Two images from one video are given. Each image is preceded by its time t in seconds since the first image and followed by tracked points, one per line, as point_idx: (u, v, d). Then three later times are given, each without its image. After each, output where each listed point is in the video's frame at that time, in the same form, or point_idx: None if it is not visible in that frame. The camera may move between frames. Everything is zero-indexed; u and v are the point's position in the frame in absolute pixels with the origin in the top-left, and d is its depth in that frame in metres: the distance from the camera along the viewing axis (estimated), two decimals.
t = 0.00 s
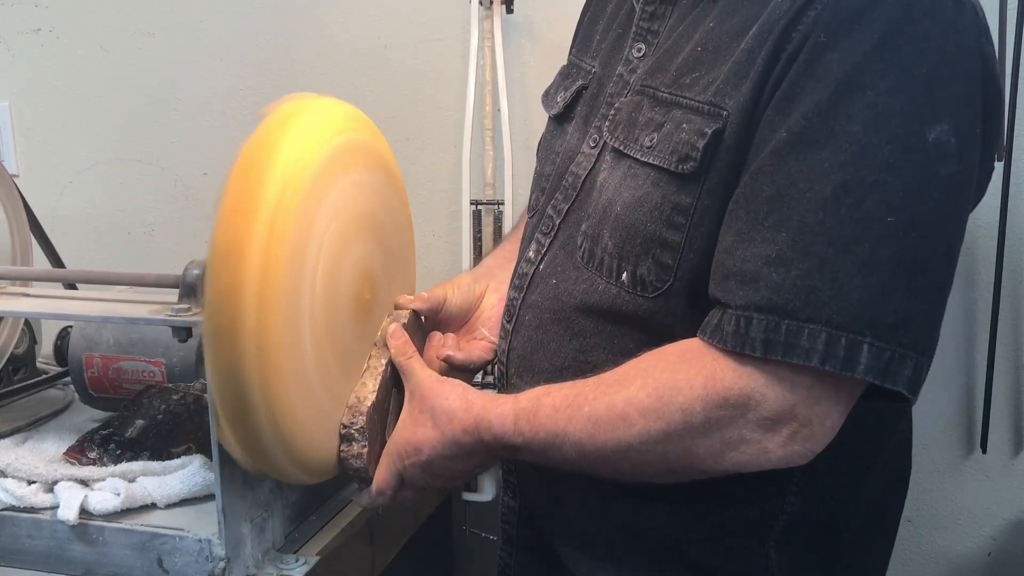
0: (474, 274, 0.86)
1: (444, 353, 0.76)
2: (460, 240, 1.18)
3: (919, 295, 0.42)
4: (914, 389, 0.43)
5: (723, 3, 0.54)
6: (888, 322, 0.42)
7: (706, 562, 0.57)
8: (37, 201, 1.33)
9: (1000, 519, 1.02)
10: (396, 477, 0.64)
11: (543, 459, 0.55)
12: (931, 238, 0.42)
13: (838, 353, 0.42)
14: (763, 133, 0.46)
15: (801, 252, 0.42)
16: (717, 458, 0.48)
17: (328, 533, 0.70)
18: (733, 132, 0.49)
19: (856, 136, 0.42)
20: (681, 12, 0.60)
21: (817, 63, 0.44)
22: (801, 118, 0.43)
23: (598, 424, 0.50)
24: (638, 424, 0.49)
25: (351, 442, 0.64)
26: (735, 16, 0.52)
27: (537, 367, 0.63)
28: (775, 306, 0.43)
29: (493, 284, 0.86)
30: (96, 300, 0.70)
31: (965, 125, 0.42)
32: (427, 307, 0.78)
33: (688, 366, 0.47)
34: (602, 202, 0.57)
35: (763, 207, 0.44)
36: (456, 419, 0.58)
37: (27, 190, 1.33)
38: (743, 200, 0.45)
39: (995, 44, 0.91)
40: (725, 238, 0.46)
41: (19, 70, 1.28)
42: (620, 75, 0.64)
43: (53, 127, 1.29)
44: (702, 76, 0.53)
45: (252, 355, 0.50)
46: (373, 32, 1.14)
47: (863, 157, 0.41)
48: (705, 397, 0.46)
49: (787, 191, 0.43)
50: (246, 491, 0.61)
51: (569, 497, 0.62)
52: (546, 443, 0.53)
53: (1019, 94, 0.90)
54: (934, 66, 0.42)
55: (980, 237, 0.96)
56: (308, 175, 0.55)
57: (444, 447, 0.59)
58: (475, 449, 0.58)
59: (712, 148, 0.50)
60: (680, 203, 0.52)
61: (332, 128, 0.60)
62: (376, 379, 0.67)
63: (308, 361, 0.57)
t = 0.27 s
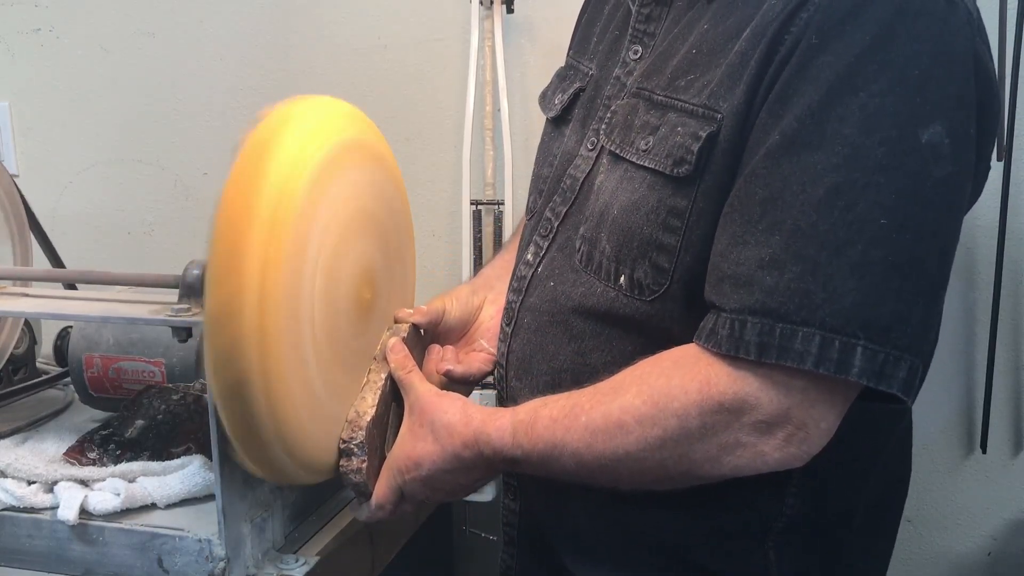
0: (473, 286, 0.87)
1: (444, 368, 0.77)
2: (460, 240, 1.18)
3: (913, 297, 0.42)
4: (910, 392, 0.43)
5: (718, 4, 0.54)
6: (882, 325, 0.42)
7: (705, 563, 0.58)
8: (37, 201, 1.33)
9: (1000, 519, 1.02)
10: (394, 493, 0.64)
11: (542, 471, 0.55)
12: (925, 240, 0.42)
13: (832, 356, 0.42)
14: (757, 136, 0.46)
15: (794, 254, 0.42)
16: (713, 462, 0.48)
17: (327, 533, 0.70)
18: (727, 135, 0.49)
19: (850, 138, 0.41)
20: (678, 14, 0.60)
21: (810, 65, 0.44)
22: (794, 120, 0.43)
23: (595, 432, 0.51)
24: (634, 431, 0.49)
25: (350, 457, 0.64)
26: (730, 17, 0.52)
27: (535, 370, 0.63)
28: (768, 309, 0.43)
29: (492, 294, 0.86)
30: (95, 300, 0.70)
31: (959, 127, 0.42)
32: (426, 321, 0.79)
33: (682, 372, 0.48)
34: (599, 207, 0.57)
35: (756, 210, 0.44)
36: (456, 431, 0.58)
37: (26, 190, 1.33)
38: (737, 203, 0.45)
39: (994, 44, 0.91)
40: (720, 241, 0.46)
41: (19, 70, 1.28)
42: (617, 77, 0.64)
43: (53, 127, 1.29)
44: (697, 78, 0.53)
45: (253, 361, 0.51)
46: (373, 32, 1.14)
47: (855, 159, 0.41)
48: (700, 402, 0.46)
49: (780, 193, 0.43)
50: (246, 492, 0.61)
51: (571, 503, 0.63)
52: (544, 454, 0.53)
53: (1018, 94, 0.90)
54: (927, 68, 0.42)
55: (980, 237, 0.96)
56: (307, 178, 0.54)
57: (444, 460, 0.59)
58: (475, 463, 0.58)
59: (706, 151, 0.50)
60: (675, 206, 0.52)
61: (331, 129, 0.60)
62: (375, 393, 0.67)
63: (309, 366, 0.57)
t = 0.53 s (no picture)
0: (473, 293, 0.87)
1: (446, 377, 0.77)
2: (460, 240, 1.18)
3: (910, 296, 0.42)
4: (905, 393, 0.42)
5: (715, 4, 0.54)
6: (879, 325, 0.42)
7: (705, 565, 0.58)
8: (37, 201, 1.33)
9: (1000, 519, 1.02)
10: (396, 500, 0.64)
11: (543, 475, 0.54)
12: (922, 240, 0.41)
13: (826, 356, 0.42)
14: (752, 136, 0.46)
15: (789, 254, 0.42)
16: (709, 464, 0.48)
17: (327, 533, 0.70)
18: (723, 136, 0.49)
19: (846, 138, 0.41)
20: (676, 14, 0.60)
21: (806, 65, 0.44)
22: (790, 120, 0.43)
23: (592, 436, 0.50)
24: (630, 435, 0.49)
25: (352, 464, 0.63)
26: (727, 18, 0.52)
27: (535, 370, 0.63)
28: (762, 309, 0.43)
29: (493, 302, 0.86)
30: (95, 299, 0.70)
31: (956, 127, 0.42)
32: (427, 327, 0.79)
33: (677, 374, 0.48)
34: (597, 207, 0.57)
35: (751, 210, 0.44)
36: (456, 437, 0.58)
37: (26, 190, 1.33)
38: (734, 203, 0.46)
39: (994, 44, 0.91)
40: (715, 242, 0.47)
41: (19, 70, 1.28)
42: (616, 77, 0.64)
43: (53, 127, 1.29)
44: (694, 79, 0.53)
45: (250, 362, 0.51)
46: (373, 32, 1.14)
47: (851, 159, 0.41)
48: (694, 404, 0.46)
49: (776, 193, 0.43)
50: (246, 492, 0.61)
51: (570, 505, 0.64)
52: (543, 459, 0.53)
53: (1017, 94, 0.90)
54: (923, 67, 0.42)
55: (979, 236, 0.96)
56: (306, 178, 0.54)
57: (447, 467, 0.59)
58: (477, 470, 0.58)
59: (702, 152, 0.50)
60: (672, 207, 0.52)
61: (330, 129, 0.60)
62: (376, 401, 0.67)
63: (308, 366, 0.57)
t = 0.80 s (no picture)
0: (471, 297, 0.87)
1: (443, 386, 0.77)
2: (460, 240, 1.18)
3: (912, 298, 0.42)
4: (909, 394, 0.42)
5: (717, 5, 0.54)
6: (882, 326, 0.42)
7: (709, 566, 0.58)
8: (37, 201, 1.33)
9: (1000, 519, 1.02)
10: (393, 506, 0.63)
11: (545, 481, 0.54)
12: (925, 241, 0.41)
13: (831, 357, 0.42)
14: (756, 137, 0.46)
15: (793, 255, 0.42)
16: (714, 465, 0.48)
17: (326, 534, 0.70)
18: (727, 137, 0.49)
19: (849, 139, 0.42)
20: (677, 14, 0.60)
21: (808, 66, 0.44)
22: (792, 122, 0.43)
23: (595, 440, 0.51)
24: (633, 438, 0.49)
25: (347, 471, 0.64)
26: (728, 19, 0.52)
27: (538, 373, 0.63)
28: (766, 310, 0.43)
29: (492, 306, 0.87)
30: (95, 300, 0.70)
31: (958, 128, 0.42)
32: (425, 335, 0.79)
33: (680, 376, 0.48)
34: (600, 210, 0.57)
35: (755, 210, 0.44)
36: (455, 442, 0.58)
37: (26, 190, 1.33)
38: (737, 204, 0.46)
39: (995, 43, 0.91)
40: (719, 242, 0.46)
41: (19, 70, 1.28)
42: (617, 78, 0.64)
43: (53, 127, 1.29)
44: (697, 79, 0.53)
45: (251, 366, 0.51)
46: (373, 31, 1.14)
47: (855, 160, 0.41)
48: (698, 406, 0.46)
49: (779, 194, 0.43)
50: (246, 492, 0.61)
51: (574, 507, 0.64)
52: (544, 463, 0.53)
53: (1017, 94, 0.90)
54: (926, 68, 0.42)
55: (980, 236, 0.96)
56: (307, 181, 0.54)
57: (446, 474, 0.58)
58: (477, 476, 0.58)
59: (707, 153, 0.50)
60: (676, 208, 0.52)
61: (332, 131, 0.60)
62: (371, 407, 0.67)
63: (310, 368, 0.57)
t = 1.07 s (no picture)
0: (476, 260, 0.87)
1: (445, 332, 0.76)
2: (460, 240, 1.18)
3: (914, 300, 0.42)
4: (913, 400, 0.43)
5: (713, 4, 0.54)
6: (885, 330, 0.42)
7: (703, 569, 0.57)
8: (36, 201, 1.33)
9: (1000, 519, 1.02)
10: (395, 452, 0.64)
11: (544, 440, 0.54)
12: (928, 245, 0.41)
13: (835, 363, 0.42)
14: (755, 139, 0.46)
15: (795, 259, 0.42)
16: (722, 464, 0.48)
17: (327, 534, 0.70)
18: (723, 138, 0.49)
19: (852, 141, 0.41)
20: (672, 13, 0.60)
21: (809, 67, 0.44)
22: (794, 124, 0.43)
23: (602, 418, 0.50)
24: (642, 425, 0.49)
25: (351, 416, 0.63)
26: (726, 18, 0.52)
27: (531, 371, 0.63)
28: (770, 315, 0.43)
29: (497, 269, 0.87)
30: (95, 300, 0.70)
31: (960, 130, 0.42)
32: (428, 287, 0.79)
33: (693, 372, 0.47)
34: (596, 209, 0.57)
35: (755, 214, 0.44)
36: (455, 391, 0.58)
37: (26, 190, 1.33)
38: (736, 207, 0.46)
39: (994, 44, 0.91)
40: (718, 246, 0.46)
41: (19, 70, 1.28)
42: (612, 76, 0.64)
43: (53, 127, 1.29)
44: (692, 80, 0.53)
45: (249, 365, 0.51)
46: (373, 31, 1.14)
47: (857, 162, 0.41)
48: (711, 404, 0.46)
49: (782, 197, 0.43)
50: (246, 492, 0.61)
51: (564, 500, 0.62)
52: (546, 425, 0.53)
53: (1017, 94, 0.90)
54: (927, 70, 0.42)
55: (980, 237, 0.96)
56: (305, 180, 0.54)
57: (445, 419, 0.59)
58: (474, 422, 0.58)
59: (702, 155, 0.50)
60: (671, 210, 0.52)
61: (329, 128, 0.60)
62: (376, 354, 0.66)
63: (308, 366, 0.57)
